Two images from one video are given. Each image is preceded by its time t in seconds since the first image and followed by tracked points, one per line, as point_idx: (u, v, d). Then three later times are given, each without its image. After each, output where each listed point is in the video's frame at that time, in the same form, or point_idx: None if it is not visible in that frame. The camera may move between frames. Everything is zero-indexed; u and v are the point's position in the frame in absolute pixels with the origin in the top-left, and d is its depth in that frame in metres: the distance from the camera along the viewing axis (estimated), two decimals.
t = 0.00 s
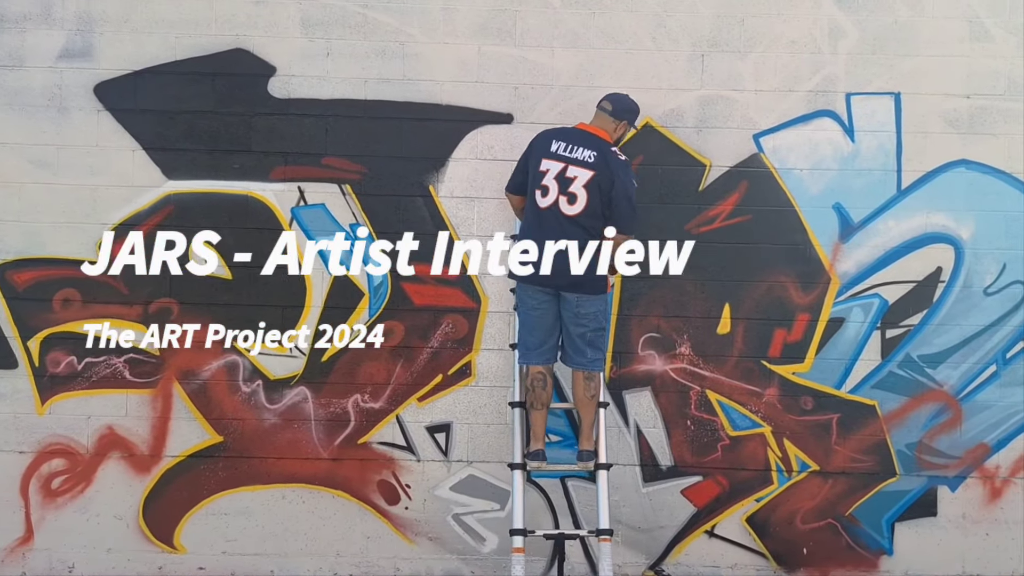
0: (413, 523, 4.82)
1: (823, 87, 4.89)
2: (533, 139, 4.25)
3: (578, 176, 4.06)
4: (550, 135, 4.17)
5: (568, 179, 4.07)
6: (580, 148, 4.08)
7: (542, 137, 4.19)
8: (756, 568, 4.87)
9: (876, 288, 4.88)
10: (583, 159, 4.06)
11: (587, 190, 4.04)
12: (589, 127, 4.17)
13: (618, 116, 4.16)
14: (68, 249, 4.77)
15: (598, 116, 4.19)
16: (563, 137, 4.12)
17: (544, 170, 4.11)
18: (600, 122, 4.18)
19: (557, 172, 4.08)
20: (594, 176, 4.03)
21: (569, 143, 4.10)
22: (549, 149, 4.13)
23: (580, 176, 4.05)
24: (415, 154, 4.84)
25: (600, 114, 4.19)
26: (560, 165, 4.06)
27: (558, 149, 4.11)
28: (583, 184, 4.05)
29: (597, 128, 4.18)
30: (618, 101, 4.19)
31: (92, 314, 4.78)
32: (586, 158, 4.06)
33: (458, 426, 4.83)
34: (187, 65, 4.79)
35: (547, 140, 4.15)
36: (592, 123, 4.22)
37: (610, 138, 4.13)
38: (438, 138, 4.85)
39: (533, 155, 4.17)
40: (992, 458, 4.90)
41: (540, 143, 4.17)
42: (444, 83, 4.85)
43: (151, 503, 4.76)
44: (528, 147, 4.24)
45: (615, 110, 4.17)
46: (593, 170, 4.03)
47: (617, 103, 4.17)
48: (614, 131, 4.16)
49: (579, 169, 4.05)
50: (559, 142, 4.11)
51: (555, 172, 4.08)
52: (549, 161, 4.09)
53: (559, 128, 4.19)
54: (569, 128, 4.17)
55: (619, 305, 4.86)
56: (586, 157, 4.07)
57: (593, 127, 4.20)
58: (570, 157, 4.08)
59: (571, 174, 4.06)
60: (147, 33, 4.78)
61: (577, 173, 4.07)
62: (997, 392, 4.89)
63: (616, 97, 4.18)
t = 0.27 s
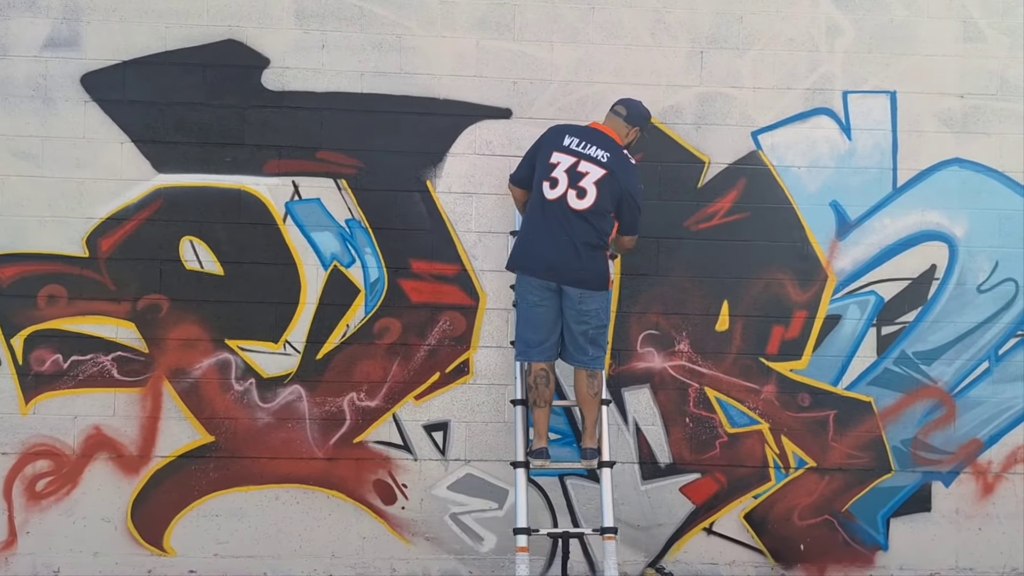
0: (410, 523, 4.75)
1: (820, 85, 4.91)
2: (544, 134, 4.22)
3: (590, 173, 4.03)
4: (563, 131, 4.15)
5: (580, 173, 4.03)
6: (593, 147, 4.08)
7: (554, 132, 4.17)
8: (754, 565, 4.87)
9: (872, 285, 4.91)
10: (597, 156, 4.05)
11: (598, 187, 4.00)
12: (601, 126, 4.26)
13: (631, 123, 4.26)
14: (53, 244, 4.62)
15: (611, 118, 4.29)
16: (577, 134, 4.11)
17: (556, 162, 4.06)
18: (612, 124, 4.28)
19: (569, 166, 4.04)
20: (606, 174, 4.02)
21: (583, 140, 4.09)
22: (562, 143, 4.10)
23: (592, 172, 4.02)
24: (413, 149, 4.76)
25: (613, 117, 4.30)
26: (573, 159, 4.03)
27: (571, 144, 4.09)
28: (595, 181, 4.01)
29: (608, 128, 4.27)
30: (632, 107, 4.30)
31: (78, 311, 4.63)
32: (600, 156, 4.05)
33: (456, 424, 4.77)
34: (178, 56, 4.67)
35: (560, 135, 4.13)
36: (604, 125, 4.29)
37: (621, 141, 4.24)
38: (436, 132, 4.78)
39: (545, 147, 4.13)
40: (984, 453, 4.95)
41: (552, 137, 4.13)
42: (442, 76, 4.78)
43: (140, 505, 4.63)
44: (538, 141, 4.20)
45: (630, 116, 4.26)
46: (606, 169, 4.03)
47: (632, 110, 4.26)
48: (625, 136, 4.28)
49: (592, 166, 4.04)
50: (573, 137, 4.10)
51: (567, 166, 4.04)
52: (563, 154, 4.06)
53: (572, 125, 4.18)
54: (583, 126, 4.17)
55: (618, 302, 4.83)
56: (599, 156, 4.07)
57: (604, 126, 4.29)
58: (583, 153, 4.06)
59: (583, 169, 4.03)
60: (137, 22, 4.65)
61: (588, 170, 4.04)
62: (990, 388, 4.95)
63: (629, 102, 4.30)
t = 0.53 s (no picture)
0: (406, 526, 4.68)
1: (817, 86, 4.93)
2: (549, 132, 4.22)
3: (597, 172, 4.04)
4: (569, 130, 4.16)
5: (587, 172, 4.04)
6: (600, 146, 4.10)
7: (560, 131, 4.17)
8: (751, 566, 4.87)
9: (867, 286, 4.94)
10: (604, 156, 4.07)
11: (606, 186, 4.01)
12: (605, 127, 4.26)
13: (635, 125, 4.26)
14: (37, 242, 4.46)
15: (614, 119, 4.28)
16: (584, 134, 4.13)
17: (563, 160, 4.07)
18: (614, 125, 4.28)
19: (576, 165, 4.05)
20: (613, 174, 4.04)
21: (589, 139, 4.10)
22: (568, 142, 4.10)
23: (600, 172, 4.04)
24: (410, 146, 4.69)
25: (615, 118, 4.28)
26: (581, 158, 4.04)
27: (578, 144, 4.10)
28: (602, 180, 4.02)
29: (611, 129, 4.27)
30: (635, 109, 4.30)
31: (64, 311, 4.48)
32: (607, 156, 4.07)
33: (453, 426, 4.71)
34: (168, 49, 4.55)
35: (566, 134, 4.14)
36: (607, 125, 4.28)
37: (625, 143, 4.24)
38: (434, 130, 4.71)
39: (551, 145, 4.13)
40: (976, 452, 5.01)
41: (559, 135, 4.14)
42: (439, 73, 4.71)
43: (129, 510, 4.50)
44: (543, 140, 4.20)
45: (634, 118, 4.26)
46: (613, 169, 4.05)
47: (636, 112, 4.26)
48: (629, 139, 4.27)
49: (599, 165, 4.05)
50: (580, 136, 4.11)
51: (574, 164, 4.05)
52: (570, 152, 4.06)
53: (578, 124, 4.19)
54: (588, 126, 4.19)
55: (617, 302, 4.80)
56: (605, 156, 4.08)
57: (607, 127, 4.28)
58: (590, 152, 4.08)
59: (591, 168, 4.04)
60: (126, 15, 4.52)
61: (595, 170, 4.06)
62: (981, 388, 5.02)
63: (632, 104, 4.31)
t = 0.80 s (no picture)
0: (407, 527, 4.64)
1: (815, 87, 4.97)
2: (554, 131, 4.22)
3: (605, 170, 4.05)
4: (575, 129, 4.17)
5: (595, 171, 4.04)
6: (607, 145, 4.11)
7: (566, 129, 4.17)
8: (750, 563, 4.91)
9: (864, 285, 5.00)
10: (611, 155, 4.08)
11: (614, 185, 4.02)
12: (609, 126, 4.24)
13: (639, 124, 4.25)
14: (29, 239, 4.36)
15: (618, 118, 4.26)
16: (590, 133, 4.13)
17: (570, 159, 4.07)
18: (618, 124, 4.26)
19: (584, 163, 4.06)
20: (621, 173, 4.05)
21: (596, 138, 4.12)
22: (575, 141, 4.11)
23: (607, 171, 4.05)
24: (411, 144, 4.65)
25: (620, 117, 4.26)
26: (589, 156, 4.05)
27: (584, 142, 4.11)
28: (610, 179, 4.04)
29: (614, 128, 4.25)
30: (638, 108, 4.29)
31: (57, 310, 4.38)
32: (614, 155, 4.09)
33: (454, 426, 4.68)
34: (165, 44, 4.46)
35: (572, 133, 4.14)
36: (611, 124, 4.27)
37: (630, 142, 4.22)
38: (435, 128, 4.68)
39: (557, 143, 4.13)
40: (969, 449, 5.09)
41: (565, 134, 4.14)
42: (441, 71, 4.68)
43: (124, 513, 4.41)
44: (549, 138, 4.19)
45: (639, 117, 4.25)
46: (620, 168, 4.06)
47: (640, 111, 4.26)
48: (634, 138, 4.26)
49: (607, 164, 4.06)
50: (587, 135, 4.12)
51: (582, 163, 4.06)
52: (577, 151, 4.06)
53: (584, 123, 4.20)
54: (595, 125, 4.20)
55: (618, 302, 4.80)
56: (612, 155, 4.10)
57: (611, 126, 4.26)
58: (597, 151, 4.09)
59: (598, 167, 4.05)
60: (122, 8, 4.43)
61: (602, 168, 4.07)
62: (974, 386, 5.09)
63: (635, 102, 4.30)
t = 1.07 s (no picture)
0: (415, 527, 4.62)
1: (818, 89, 5.03)
2: (566, 131, 4.24)
3: (617, 170, 4.07)
4: (587, 129, 4.19)
5: (607, 170, 4.06)
6: (619, 145, 4.13)
7: (578, 129, 4.19)
8: (754, 560, 4.95)
9: (865, 285, 5.07)
10: (624, 155, 4.10)
11: (626, 184, 4.04)
12: (620, 127, 4.28)
13: (650, 125, 4.30)
14: (30, 237, 4.26)
15: (629, 119, 4.30)
16: (602, 132, 4.16)
17: (582, 158, 4.09)
18: (628, 124, 4.30)
19: (596, 162, 4.08)
20: (633, 172, 4.07)
21: (608, 137, 4.14)
22: (587, 141, 4.13)
23: (620, 170, 4.07)
24: (419, 142, 4.63)
25: (632, 118, 4.30)
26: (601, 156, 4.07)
27: (597, 142, 4.13)
28: (622, 178, 4.05)
29: (624, 128, 4.28)
30: (649, 109, 4.33)
31: (59, 309, 4.28)
32: (626, 154, 4.11)
33: (462, 425, 4.67)
34: (169, 39, 4.39)
35: (584, 132, 4.16)
36: (623, 124, 4.30)
37: (642, 143, 4.26)
38: (443, 127, 4.66)
39: (570, 143, 4.15)
40: (966, 446, 5.18)
41: (577, 133, 4.16)
42: (448, 69, 4.66)
43: (128, 514, 4.33)
44: (561, 138, 4.21)
45: (649, 118, 4.29)
46: (633, 167, 4.08)
47: (651, 112, 4.30)
48: (644, 138, 4.30)
49: (619, 163, 4.08)
50: (599, 135, 4.14)
51: (595, 162, 4.08)
52: (590, 150, 4.09)
53: (595, 123, 4.22)
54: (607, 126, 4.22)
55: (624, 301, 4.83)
56: (625, 154, 4.12)
57: (621, 126, 4.30)
58: (610, 150, 4.11)
59: (611, 166, 4.07)
60: (125, 2, 4.35)
61: (615, 168, 4.09)
62: (971, 384, 5.19)
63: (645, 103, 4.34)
